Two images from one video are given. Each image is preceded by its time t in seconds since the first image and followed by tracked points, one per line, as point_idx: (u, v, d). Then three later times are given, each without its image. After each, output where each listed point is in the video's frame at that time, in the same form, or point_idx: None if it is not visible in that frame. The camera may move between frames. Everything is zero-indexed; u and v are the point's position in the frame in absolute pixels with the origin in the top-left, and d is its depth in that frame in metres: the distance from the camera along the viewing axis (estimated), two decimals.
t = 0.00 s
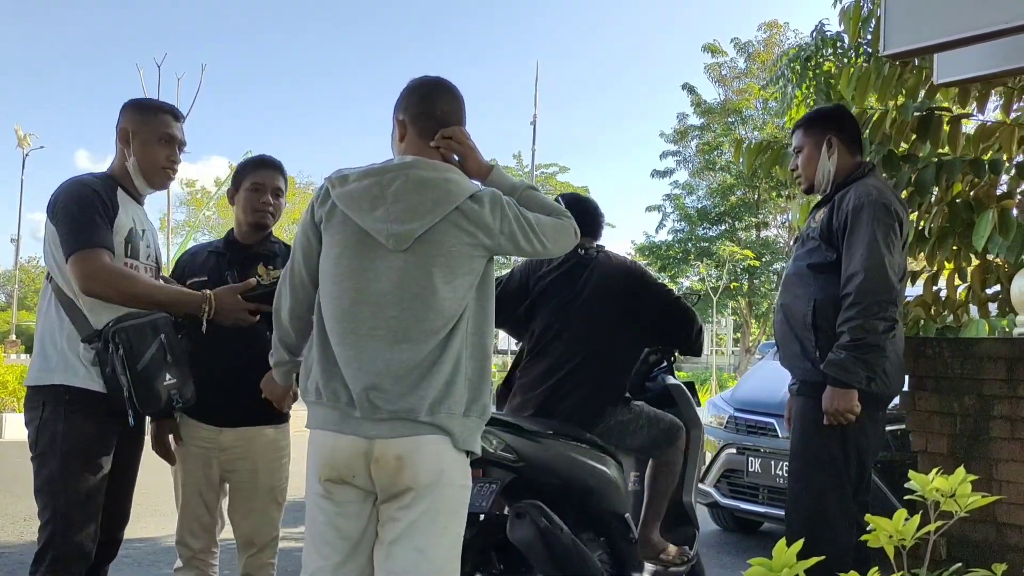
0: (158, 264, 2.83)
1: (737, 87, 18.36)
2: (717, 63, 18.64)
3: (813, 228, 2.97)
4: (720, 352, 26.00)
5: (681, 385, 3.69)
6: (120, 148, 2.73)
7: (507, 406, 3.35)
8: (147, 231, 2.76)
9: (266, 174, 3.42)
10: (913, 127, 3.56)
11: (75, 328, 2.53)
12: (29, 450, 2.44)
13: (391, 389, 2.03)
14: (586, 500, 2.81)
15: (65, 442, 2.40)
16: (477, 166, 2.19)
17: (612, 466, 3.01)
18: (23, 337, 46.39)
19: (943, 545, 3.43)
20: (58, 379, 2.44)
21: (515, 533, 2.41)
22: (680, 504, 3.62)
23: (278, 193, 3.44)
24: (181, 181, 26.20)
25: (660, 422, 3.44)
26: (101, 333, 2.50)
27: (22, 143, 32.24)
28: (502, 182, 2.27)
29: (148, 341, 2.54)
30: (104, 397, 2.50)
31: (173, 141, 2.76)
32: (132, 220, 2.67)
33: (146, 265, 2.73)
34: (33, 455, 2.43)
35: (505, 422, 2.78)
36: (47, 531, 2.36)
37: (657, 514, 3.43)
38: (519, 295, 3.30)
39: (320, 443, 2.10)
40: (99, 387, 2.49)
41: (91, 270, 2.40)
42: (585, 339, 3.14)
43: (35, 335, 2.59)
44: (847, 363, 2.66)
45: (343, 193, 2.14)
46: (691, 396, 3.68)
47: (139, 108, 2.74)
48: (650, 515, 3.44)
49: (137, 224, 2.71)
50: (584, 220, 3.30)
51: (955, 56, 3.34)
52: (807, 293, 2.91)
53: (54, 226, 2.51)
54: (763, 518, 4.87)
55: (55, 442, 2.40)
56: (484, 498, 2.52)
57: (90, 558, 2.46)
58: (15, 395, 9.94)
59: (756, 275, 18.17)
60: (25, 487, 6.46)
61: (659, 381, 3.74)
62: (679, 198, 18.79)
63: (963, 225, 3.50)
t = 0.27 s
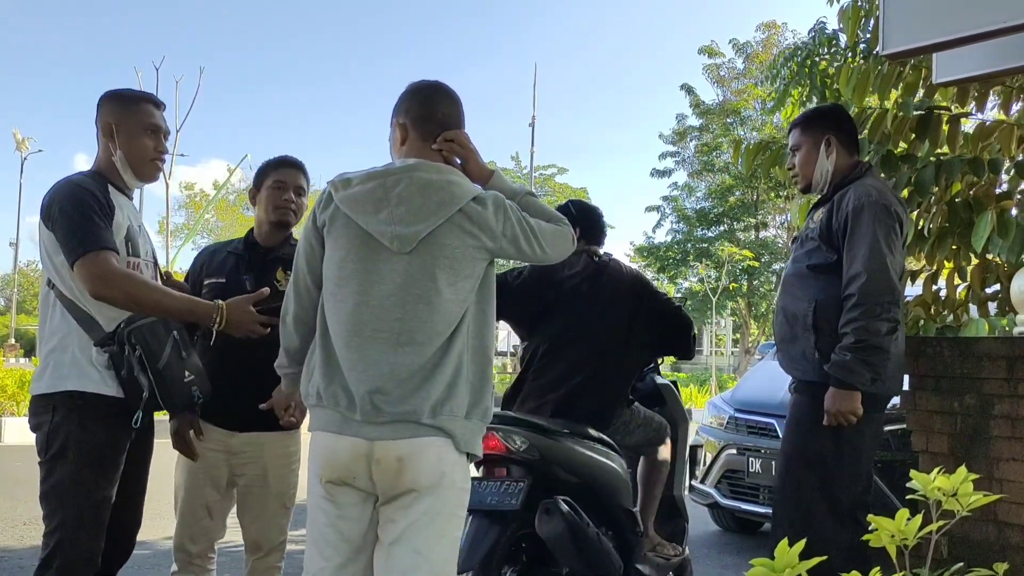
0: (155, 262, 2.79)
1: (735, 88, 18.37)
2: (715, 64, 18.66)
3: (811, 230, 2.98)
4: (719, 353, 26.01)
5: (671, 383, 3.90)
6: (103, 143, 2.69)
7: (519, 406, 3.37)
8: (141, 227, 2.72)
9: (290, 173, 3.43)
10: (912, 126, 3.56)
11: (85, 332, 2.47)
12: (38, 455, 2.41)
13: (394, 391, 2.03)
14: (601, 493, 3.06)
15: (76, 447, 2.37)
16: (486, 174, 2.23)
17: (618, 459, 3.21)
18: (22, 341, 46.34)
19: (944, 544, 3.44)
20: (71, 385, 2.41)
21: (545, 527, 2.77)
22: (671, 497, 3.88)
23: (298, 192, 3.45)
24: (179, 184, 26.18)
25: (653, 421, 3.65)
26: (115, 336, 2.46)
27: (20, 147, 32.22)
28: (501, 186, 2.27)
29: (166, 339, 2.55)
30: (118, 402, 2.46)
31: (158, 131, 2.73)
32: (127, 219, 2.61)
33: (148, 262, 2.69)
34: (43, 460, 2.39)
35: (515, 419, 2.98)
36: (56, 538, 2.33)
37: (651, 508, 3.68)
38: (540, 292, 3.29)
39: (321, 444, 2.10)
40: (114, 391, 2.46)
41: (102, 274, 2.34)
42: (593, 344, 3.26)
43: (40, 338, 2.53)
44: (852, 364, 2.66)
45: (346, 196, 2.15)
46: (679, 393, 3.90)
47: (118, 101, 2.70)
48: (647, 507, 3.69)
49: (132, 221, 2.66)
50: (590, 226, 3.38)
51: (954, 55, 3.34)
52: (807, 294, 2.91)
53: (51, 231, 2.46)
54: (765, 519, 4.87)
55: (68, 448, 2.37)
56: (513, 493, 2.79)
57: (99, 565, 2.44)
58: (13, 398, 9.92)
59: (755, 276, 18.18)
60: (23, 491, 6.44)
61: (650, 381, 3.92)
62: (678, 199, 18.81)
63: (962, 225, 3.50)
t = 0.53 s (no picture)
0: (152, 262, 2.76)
1: (735, 88, 18.38)
2: (715, 64, 18.67)
3: (800, 229, 2.98)
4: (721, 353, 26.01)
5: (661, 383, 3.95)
6: (94, 141, 2.62)
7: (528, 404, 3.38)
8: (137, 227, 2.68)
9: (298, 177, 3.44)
10: (912, 125, 3.56)
11: (90, 339, 2.46)
12: (40, 463, 2.39)
13: (398, 397, 2.05)
14: (612, 489, 3.08)
15: (80, 456, 2.36)
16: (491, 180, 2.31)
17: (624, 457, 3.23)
18: (25, 346, 46.35)
19: (947, 542, 3.44)
20: (75, 393, 2.39)
21: (567, 523, 2.88)
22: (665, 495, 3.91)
23: (304, 198, 3.44)
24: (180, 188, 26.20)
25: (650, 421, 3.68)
26: (123, 343, 2.46)
27: (22, 152, 32.28)
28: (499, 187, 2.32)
29: (174, 344, 2.56)
30: (124, 410, 2.45)
31: (149, 127, 2.70)
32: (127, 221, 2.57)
33: (149, 263, 2.66)
34: (47, 468, 2.37)
35: (533, 419, 3.02)
36: (58, 548, 2.31)
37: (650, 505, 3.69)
38: (559, 295, 3.30)
39: (324, 447, 2.10)
40: (118, 400, 2.44)
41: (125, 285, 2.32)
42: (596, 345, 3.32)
43: (44, 346, 2.51)
44: (842, 365, 2.65)
45: (350, 201, 2.15)
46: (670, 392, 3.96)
47: (107, 98, 2.64)
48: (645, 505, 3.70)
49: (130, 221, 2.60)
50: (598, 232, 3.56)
51: (954, 53, 3.34)
52: (796, 293, 2.90)
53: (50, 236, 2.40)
54: (768, 519, 4.86)
55: (73, 456, 2.35)
56: (535, 492, 2.79)
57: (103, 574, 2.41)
58: (16, 404, 9.93)
59: (756, 276, 18.17)
60: (26, 497, 6.44)
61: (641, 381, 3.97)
62: (678, 200, 18.83)
63: (963, 222, 3.51)
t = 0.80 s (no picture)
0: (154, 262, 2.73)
1: (737, 89, 18.38)
2: (717, 65, 18.68)
3: (789, 228, 2.97)
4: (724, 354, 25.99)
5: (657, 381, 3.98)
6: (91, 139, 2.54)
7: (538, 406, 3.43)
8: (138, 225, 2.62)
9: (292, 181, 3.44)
10: (913, 124, 3.55)
11: (96, 343, 2.42)
12: (46, 467, 2.37)
13: (403, 400, 2.08)
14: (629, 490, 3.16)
15: (86, 461, 2.34)
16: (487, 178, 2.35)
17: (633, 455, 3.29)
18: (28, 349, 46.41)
19: (950, 542, 3.43)
20: (80, 398, 2.37)
21: (593, 521, 2.99)
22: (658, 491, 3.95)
23: (299, 200, 3.44)
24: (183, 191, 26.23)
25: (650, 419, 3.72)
26: (130, 347, 2.43)
27: (24, 155, 32.35)
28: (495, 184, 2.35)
29: (181, 348, 2.55)
30: (131, 414, 2.42)
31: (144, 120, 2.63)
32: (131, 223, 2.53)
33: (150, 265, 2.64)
34: (53, 473, 2.35)
35: (555, 419, 3.06)
36: (64, 553, 2.30)
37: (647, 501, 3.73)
38: (565, 302, 3.34)
39: (326, 449, 2.11)
40: (126, 404, 2.41)
41: (136, 292, 2.30)
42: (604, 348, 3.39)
43: (49, 349, 2.48)
44: (824, 365, 2.65)
45: (354, 204, 2.15)
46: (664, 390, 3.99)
47: (97, 94, 2.56)
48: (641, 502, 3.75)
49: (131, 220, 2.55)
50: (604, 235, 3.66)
51: (955, 53, 3.34)
52: (784, 293, 2.90)
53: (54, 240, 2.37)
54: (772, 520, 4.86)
55: (79, 461, 2.33)
56: (560, 491, 2.89)
57: None
58: (19, 407, 9.93)
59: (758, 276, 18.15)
60: (29, 500, 6.44)
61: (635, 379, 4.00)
62: (679, 201, 18.86)
63: (966, 223, 3.48)
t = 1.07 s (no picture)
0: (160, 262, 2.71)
1: (738, 90, 18.38)
2: (718, 67, 18.69)
3: (783, 230, 2.96)
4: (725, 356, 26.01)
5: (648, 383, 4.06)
6: (101, 142, 2.52)
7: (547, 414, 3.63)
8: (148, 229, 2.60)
9: (289, 187, 3.42)
10: (914, 126, 3.54)
11: (100, 346, 2.40)
12: (52, 471, 2.36)
13: (409, 400, 2.08)
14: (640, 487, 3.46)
15: (91, 465, 2.32)
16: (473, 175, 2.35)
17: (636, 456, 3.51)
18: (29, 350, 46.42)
19: (952, 544, 3.43)
20: (85, 403, 2.35)
21: (618, 519, 3.27)
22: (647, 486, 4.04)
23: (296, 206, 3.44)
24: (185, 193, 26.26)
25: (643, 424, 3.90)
26: (136, 352, 2.42)
27: (26, 156, 32.40)
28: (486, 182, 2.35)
29: (185, 353, 2.53)
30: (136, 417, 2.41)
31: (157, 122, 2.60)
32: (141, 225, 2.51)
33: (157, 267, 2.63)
34: (57, 476, 2.34)
35: (577, 422, 3.40)
36: (70, 557, 2.29)
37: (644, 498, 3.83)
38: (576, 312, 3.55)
39: (326, 451, 2.11)
40: (131, 409, 2.40)
41: (149, 298, 2.30)
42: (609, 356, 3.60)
43: (54, 351, 2.47)
44: (820, 370, 2.64)
45: (357, 207, 2.15)
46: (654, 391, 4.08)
47: (108, 94, 2.53)
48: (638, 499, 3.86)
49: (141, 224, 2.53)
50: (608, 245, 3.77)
51: (957, 54, 3.34)
52: (780, 295, 2.89)
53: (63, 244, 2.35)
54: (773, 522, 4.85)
55: (84, 465, 2.32)
56: (585, 492, 3.24)
57: None
58: (21, 409, 9.92)
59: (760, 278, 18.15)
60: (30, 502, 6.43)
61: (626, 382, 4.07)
62: (681, 202, 18.85)
63: (966, 224, 3.51)
